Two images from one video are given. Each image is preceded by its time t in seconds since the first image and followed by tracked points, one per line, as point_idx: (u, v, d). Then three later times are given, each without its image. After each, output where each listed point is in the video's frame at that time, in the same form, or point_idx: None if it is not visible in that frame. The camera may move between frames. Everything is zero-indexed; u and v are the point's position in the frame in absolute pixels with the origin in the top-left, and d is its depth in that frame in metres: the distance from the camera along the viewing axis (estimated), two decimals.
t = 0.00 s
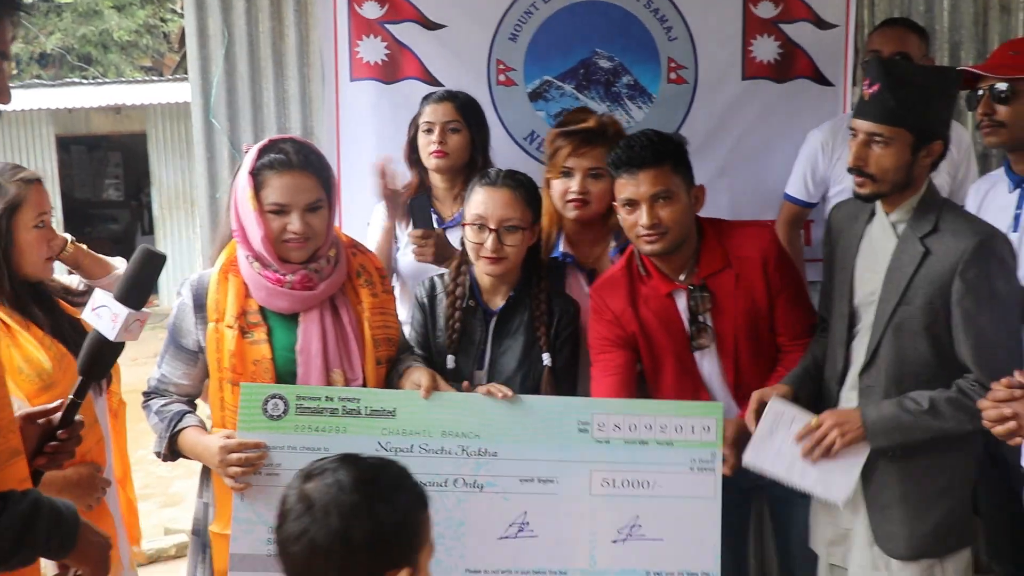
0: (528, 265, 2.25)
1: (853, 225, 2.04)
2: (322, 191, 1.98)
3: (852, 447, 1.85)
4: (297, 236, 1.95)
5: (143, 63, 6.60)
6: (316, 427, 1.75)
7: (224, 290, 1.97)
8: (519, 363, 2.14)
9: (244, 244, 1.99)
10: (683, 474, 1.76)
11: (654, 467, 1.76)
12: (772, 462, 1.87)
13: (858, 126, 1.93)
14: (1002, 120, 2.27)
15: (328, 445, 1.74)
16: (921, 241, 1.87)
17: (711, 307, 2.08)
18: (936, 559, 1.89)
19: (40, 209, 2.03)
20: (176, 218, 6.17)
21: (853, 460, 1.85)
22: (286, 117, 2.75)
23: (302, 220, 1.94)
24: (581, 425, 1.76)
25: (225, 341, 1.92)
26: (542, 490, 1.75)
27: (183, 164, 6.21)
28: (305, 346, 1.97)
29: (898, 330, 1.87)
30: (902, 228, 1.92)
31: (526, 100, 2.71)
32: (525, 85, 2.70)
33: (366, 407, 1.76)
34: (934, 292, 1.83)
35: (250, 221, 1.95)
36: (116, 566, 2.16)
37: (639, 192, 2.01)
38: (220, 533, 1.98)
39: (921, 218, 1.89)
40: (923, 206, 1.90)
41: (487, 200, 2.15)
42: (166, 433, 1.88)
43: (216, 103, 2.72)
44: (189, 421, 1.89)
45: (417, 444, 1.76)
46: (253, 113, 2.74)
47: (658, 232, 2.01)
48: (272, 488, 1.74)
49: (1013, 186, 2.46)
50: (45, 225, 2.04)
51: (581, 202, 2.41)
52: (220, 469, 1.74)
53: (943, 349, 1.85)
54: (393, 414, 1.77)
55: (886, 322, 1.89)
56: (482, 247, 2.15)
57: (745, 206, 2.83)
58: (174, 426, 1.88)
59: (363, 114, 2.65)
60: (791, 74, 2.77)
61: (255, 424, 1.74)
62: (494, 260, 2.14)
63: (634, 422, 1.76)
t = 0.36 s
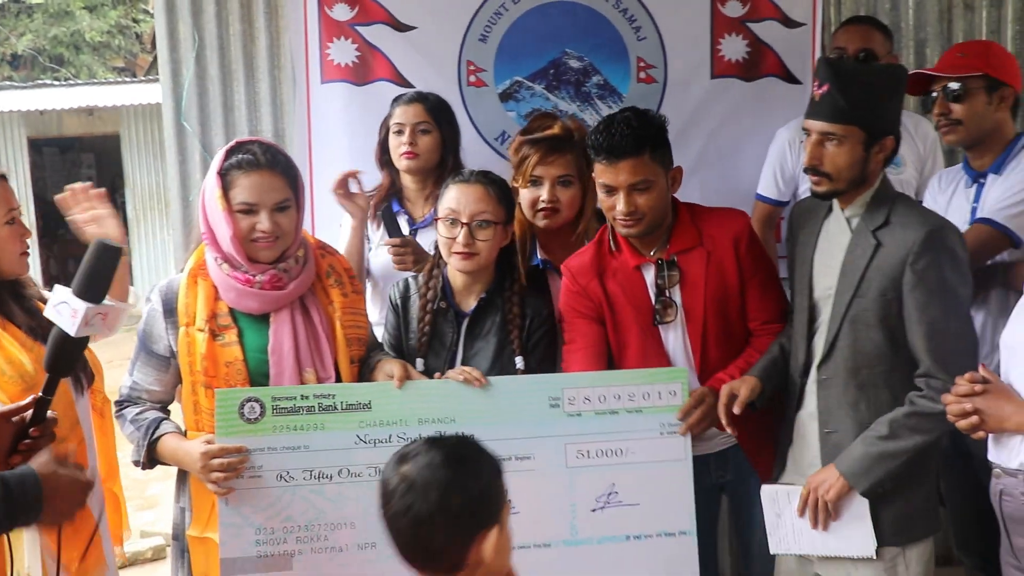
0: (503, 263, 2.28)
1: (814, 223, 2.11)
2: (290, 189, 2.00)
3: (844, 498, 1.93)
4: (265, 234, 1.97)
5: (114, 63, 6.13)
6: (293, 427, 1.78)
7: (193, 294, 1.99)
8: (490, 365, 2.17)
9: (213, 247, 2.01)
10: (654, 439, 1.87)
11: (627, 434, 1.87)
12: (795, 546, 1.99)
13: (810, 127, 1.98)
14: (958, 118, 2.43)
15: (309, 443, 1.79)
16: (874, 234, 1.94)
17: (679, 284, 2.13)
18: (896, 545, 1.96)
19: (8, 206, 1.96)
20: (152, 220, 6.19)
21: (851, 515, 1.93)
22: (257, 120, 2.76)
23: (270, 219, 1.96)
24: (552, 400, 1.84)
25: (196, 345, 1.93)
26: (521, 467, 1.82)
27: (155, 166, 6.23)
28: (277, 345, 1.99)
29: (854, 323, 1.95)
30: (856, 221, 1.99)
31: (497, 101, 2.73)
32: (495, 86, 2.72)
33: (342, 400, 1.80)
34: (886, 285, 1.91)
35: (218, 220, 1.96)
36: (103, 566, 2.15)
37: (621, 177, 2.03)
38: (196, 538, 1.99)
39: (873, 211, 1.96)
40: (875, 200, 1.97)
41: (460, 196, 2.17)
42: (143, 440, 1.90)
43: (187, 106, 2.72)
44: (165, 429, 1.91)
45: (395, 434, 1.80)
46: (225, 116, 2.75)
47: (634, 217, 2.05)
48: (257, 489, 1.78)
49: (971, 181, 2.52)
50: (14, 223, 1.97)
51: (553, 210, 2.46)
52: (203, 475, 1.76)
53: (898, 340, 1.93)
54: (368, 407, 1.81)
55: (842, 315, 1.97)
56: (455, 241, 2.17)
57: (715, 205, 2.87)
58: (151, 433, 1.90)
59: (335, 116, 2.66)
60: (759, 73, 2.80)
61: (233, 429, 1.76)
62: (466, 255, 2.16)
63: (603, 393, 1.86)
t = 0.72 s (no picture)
0: (513, 276, 2.38)
1: (808, 232, 2.22)
2: (308, 201, 2.11)
3: (839, 466, 1.92)
4: (284, 242, 2.07)
5: (147, 75, 6.00)
6: (315, 427, 1.92)
7: (217, 302, 2.10)
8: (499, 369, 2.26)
9: (235, 255, 2.12)
10: (659, 424, 2.04)
11: (635, 421, 2.03)
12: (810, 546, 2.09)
13: (807, 143, 2.08)
14: (938, 136, 2.52)
15: (331, 442, 1.93)
16: (864, 239, 2.05)
17: (707, 285, 2.23)
18: (888, 545, 2.06)
19: (37, 217, 2.09)
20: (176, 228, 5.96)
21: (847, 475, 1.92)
22: (279, 133, 2.89)
23: (289, 228, 2.07)
24: (561, 392, 2.00)
25: (220, 353, 2.05)
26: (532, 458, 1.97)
27: (183, 174, 5.93)
28: (297, 352, 2.10)
29: (846, 324, 2.04)
30: (848, 229, 2.10)
31: (510, 115, 2.84)
32: (509, 100, 2.83)
33: (364, 399, 1.95)
34: (875, 285, 2.00)
35: (240, 229, 2.07)
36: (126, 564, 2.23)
37: (663, 178, 2.15)
38: (220, 535, 2.10)
39: (864, 218, 2.06)
40: (867, 208, 2.07)
41: (471, 209, 2.27)
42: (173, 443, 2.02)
43: (212, 119, 2.85)
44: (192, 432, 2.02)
45: (415, 429, 1.96)
46: (248, 129, 2.88)
47: (670, 216, 2.16)
48: (283, 489, 1.90)
49: (954, 199, 2.62)
50: (41, 234, 2.10)
51: (571, 230, 2.52)
52: (232, 471, 1.88)
53: (888, 340, 2.02)
54: (387, 404, 1.97)
55: (833, 318, 2.06)
56: (467, 253, 2.27)
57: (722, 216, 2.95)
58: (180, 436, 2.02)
59: (354, 129, 2.78)
60: (765, 87, 2.88)
61: (259, 431, 1.89)
62: (477, 266, 2.26)
63: (608, 382, 2.02)
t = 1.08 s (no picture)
0: (524, 273, 2.55)
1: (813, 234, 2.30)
2: (331, 205, 2.29)
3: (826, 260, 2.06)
4: (310, 243, 2.26)
5: (186, 83, 6.27)
6: (343, 418, 2.09)
7: (247, 303, 2.29)
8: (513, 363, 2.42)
9: (263, 257, 2.30)
10: (666, 411, 2.21)
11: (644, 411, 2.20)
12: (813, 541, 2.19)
13: (819, 149, 2.16)
14: (927, 152, 2.72)
15: (359, 433, 2.10)
16: (872, 238, 2.13)
17: (732, 286, 2.36)
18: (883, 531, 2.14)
19: (67, 223, 2.28)
20: (212, 226, 6.36)
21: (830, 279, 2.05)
22: (308, 140, 3.09)
23: (314, 229, 2.25)
24: (574, 385, 2.20)
25: (251, 350, 2.23)
26: (549, 446, 2.16)
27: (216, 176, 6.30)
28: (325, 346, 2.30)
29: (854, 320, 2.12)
30: (855, 231, 2.17)
31: (525, 122, 3.01)
32: (524, 108, 3.00)
33: (388, 391, 2.13)
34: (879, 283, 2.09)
35: (269, 231, 2.25)
36: (160, 550, 2.38)
37: (696, 185, 2.27)
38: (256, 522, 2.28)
39: (872, 219, 2.14)
40: (874, 211, 2.15)
41: (482, 214, 2.43)
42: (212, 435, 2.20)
43: (244, 128, 3.05)
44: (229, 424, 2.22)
45: (436, 421, 2.15)
46: (278, 137, 3.08)
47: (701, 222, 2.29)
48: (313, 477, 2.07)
49: (946, 202, 2.79)
50: (69, 238, 2.28)
51: (584, 232, 2.67)
52: (265, 459, 2.05)
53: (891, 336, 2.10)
54: (409, 397, 2.14)
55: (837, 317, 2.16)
56: (479, 255, 2.44)
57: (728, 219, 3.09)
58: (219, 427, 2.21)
59: (378, 136, 2.96)
60: (769, 95, 3.05)
61: (290, 422, 2.08)
62: (490, 266, 2.42)
63: (617, 372, 2.20)
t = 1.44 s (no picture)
0: (502, 274, 2.61)
1: (785, 234, 2.37)
2: (315, 208, 2.37)
3: (788, 428, 2.10)
4: (296, 246, 2.32)
5: (166, 88, 6.36)
6: (328, 417, 2.16)
7: (231, 305, 2.34)
8: (492, 360, 2.48)
9: (246, 260, 2.38)
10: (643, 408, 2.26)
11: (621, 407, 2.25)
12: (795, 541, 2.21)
13: (790, 144, 2.24)
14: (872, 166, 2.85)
15: (345, 432, 2.16)
16: (842, 236, 2.19)
17: (706, 282, 2.39)
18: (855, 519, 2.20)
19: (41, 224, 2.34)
20: (194, 229, 6.31)
21: (792, 445, 2.09)
22: (286, 144, 3.20)
23: (301, 231, 2.31)
24: (552, 382, 2.27)
25: (234, 351, 2.28)
26: (530, 441, 2.24)
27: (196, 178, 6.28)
28: (307, 346, 2.37)
29: (823, 317, 2.18)
30: (826, 229, 2.25)
31: (501, 124, 3.09)
32: (500, 111, 3.08)
33: (373, 391, 2.19)
34: (850, 279, 2.14)
35: (256, 233, 2.31)
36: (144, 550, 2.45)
37: (674, 172, 2.32)
38: (241, 521, 2.32)
39: (841, 219, 2.21)
40: (842, 210, 2.23)
41: (464, 214, 2.48)
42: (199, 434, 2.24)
43: (223, 132, 3.17)
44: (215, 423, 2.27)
45: (420, 418, 2.21)
46: (258, 141, 3.20)
47: (678, 210, 2.33)
48: (299, 475, 2.13)
49: (903, 203, 2.89)
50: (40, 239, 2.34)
51: (561, 226, 2.75)
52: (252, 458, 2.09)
53: (860, 330, 2.15)
54: (393, 395, 2.21)
55: (810, 312, 2.20)
56: (464, 256, 2.47)
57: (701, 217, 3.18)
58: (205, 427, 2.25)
59: (356, 139, 3.04)
60: (736, 97, 3.13)
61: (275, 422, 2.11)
62: (473, 268, 2.47)
63: (594, 371, 2.26)
